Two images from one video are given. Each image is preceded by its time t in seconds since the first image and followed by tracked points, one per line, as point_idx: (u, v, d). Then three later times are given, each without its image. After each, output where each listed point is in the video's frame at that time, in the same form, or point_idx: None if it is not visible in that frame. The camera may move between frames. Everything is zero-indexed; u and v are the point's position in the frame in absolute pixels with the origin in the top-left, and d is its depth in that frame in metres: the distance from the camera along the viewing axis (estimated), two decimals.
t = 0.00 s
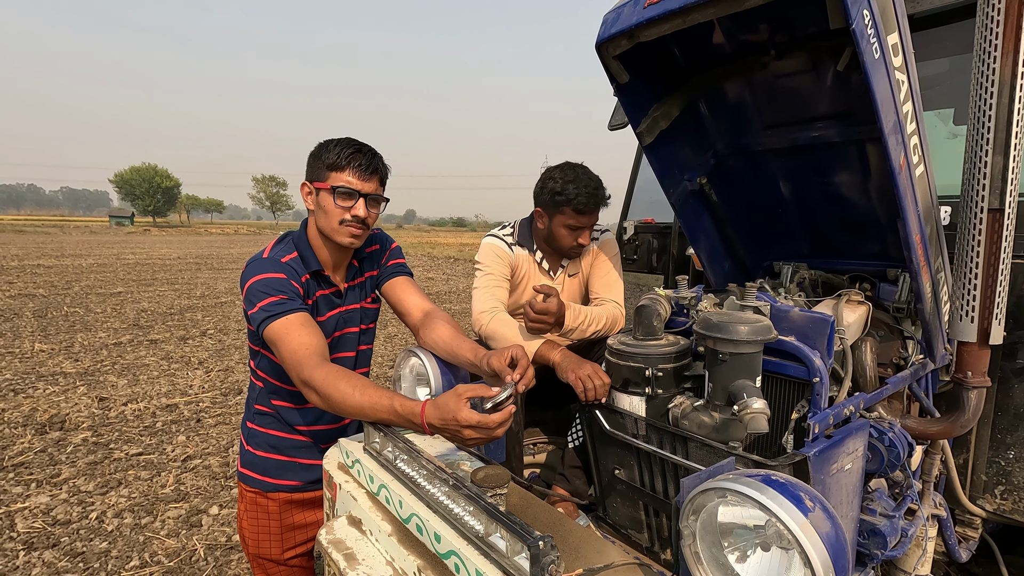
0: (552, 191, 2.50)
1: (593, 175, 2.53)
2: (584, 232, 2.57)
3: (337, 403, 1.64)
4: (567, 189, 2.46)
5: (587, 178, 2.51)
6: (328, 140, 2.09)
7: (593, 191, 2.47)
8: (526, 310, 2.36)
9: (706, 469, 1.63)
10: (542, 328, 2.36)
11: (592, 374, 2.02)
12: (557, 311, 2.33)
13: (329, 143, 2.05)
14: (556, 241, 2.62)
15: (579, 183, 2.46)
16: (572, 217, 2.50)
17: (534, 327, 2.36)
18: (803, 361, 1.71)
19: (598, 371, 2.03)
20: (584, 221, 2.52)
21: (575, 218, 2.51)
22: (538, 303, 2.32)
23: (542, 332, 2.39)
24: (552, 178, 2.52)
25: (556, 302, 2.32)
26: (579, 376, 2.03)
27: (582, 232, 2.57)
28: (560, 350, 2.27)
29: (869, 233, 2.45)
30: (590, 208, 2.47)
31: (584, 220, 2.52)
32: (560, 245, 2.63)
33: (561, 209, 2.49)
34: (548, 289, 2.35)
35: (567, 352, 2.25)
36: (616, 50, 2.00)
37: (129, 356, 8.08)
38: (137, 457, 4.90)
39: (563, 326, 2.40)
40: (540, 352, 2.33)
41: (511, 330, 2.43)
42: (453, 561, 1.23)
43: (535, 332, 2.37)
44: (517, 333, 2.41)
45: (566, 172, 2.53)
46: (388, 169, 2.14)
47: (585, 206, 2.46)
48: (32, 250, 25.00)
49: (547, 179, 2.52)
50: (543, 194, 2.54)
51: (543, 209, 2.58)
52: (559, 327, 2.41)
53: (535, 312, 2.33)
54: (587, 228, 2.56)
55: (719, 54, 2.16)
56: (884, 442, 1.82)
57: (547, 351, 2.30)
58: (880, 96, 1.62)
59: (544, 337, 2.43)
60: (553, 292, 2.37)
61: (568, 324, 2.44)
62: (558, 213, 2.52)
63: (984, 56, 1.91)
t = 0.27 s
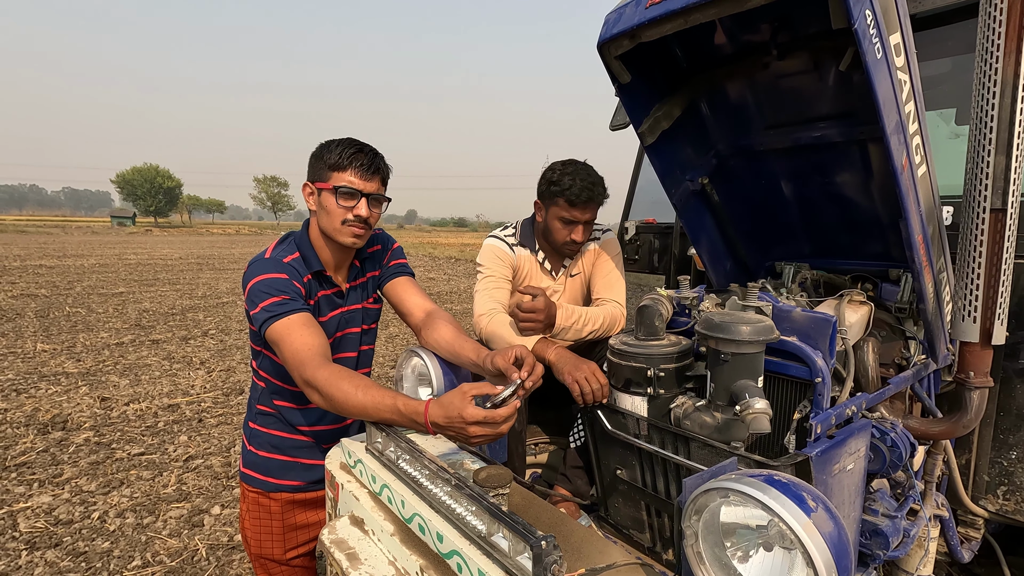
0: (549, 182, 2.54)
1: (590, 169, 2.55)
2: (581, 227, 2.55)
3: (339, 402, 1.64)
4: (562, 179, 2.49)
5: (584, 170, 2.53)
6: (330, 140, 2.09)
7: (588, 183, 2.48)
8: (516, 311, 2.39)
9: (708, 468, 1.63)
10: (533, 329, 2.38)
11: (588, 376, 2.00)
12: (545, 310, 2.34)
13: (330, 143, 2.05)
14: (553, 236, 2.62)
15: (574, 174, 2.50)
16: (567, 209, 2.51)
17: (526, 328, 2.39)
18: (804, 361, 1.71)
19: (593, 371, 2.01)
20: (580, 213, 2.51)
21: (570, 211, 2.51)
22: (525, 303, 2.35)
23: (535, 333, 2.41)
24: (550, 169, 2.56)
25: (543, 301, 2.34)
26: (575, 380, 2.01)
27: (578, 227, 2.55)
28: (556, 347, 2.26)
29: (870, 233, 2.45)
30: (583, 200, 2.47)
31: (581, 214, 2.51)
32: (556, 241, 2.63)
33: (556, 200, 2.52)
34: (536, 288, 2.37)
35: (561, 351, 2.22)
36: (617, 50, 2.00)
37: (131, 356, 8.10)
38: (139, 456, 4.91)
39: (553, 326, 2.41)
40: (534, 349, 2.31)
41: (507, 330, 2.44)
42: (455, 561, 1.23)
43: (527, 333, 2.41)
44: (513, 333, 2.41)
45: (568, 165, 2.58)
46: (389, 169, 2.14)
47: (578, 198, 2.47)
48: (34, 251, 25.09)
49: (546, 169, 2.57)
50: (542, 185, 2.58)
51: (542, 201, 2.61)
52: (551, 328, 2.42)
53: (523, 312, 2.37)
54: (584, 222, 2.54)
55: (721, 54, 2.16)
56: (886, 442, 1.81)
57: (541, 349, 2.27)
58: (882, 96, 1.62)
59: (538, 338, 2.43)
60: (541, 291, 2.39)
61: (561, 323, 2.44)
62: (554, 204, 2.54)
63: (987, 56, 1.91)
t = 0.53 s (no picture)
0: (547, 179, 2.56)
1: (588, 166, 2.57)
2: (577, 221, 2.56)
3: (344, 403, 1.65)
4: (559, 175, 2.51)
5: (581, 167, 2.54)
6: (333, 142, 2.10)
7: (584, 179, 2.49)
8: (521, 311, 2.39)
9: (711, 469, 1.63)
10: (538, 329, 2.39)
11: (595, 378, 2.01)
12: (550, 310, 2.35)
13: (333, 144, 2.05)
14: (551, 232, 2.63)
15: (571, 171, 2.51)
16: (562, 204, 2.52)
17: (531, 328, 2.39)
18: (807, 362, 1.71)
19: (602, 374, 2.03)
20: (575, 208, 2.52)
21: (565, 205, 2.52)
22: (530, 303, 2.35)
23: (540, 334, 2.41)
24: (549, 166, 2.58)
25: (547, 301, 2.35)
26: (582, 378, 2.03)
27: (574, 221, 2.55)
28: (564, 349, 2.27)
29: (873, 234, 2.45)
30: (577, 195, 2.48)
31: (575, 208, 2.52)
32: (554, 238, 2.63)
33: (552, 195, 2.54)
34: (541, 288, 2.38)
35: (570, 352, 2.24)
36: (620, 52, 2.00)
37: (133, 357, 8.11)
38: (141, 457, 4.91)
39: (557, 326, 2.41)
40: (543, 351, 2.32)
41: (512, 330, 2.44)
42: (459, 561, 1.24)
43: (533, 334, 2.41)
44: (518, 334, 2.42)
45: (569, 162, 2.58)
46: (392, 170, 2.14)
47: (573, 193, 2.48)
48: (36, 251, 25.13)
49: (546, 167, 2.59)
50: (541, 182, 2.61)
51: (542, 198, 2.64)
52: (556, 328, 2.42)
53: (527, 312, 2.37)
54: (580, 216, 2.55)
55: (724, 55, 2.16)
56: (889, 443, 1.81)
57: (551, 350, 2.29)
58: (885, 98, 1.62)
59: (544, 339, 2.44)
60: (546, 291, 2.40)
61: (565, 324, 2.45)
62: (551, 200, 2.55)
63: (989, 57, 1.91)
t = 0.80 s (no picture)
0: (546, 176, 2.57)
1: (586, 163, 2.57)
2: (576, 218, 2.55)
3: (345, 402, 1.64)
4: (558, 173, 2.52)
5: (580, 165, 2.54)
6: (335, 141, 2.10)
7: (583, 176, 2.49)
8: (523, 311, 2.39)
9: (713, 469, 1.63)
10: (540, 329, 2.38)
11: (598, 380, 2.01)
12: (551, 310, 2.35)
13: (335, 144, 2.05)
14: (550, 230, 2.63)
15: (570, 168, 2.51)
16: (561, 201, 2.53)
17: (532, 328, 2.38)
18: (809, 362, 1.71)
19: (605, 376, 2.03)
20: (574, 205, 2.53)
21: (564, 203, 2.53)
22: (531, 303, 2.34)
23: (542, 334, 2.41)
24: (549, 164, 2.59)
25: (548, 301, 2.34)
26: (587, 375, 2.02)
27: (573, 218, 2.55)
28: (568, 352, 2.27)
29: (874, 234, 2.44)
30: (575, 192, 2.49)
31: (573, 205, 2.53)
32: (554, 236, 2.63)
33: (551, 193, 2.55)
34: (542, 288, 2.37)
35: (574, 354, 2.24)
36: (621, 51, 2.00)
37: (134, 356, 8.12)
38: (143, 457, 4.92)
39: (559, 326, 2.41)
40: (548, 353, 2.32)
41: (515, 330, 2.45)
42: (461, 561, 1.24)
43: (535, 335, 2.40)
44: (520, 333, 2.42)
45: (569, 160, 2.58)
46: (393, 170, 2.14)
47: (571, 189, 2.49)
48: (38, 251, 25.18)
49: (546, 164, 2.60)
50: (542, 180, 2.62)
51: (541, 196, 2.65)
52: (558, 328, 2.42)
53: (529, 312, 2.36)
54: (578, 213, 2.55)
55: (725, 54, 2.16)
56: (891, 443, 1.81)
57: (557, 353, 2.29)
58: (887, 97, 1.62)
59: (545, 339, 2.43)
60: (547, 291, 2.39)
61: (567, 324, 2.45)
62: (550, 197, 2.56)
63: (991, 56, 1.91)
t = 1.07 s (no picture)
0: (548, 176, 2.59)
1: (587, 162, 2.58)
2: (579, 217, 2.56)
3: (347, 402, 1.65)
4: (559, 173, 2.53)
5: (582, 165, 2.55)
6: (338, 142, 2.11)
7: (584, 175, 2.50)
8: (524, 311, 2.40)
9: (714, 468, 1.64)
10: (541, 329, 2.40)
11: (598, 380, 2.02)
12: (553, 310, 2.36)
13: (338, 144, 2.06)
14: (552, 229, 2.63)
15: (571, 168, 2.53)
16: (563, 201, 2.54)
17: (533, 328, 2.40)
18: (810, 361, 1.72)
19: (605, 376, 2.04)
20: (576, 205, 2.53)
21: (566, 202, 2.54)
22: (532, 303, 2.35)
23: (543, 333, 2.42)
24: (550, 164, 2.60)
25: (550, 301, 2.35)
26: (585, 377, 2.04)
27: (575, 218, 2.56)
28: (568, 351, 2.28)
29: (875, 234, 2.45)
30: (578, 191, 2.50)
31: (576, 204, 2.53)
32: (557, 235, 2.63)
33: (552, 193, 2.57)
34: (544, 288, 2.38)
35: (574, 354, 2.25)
36: (623, 52, 2.01)
37: (136, 356, 8.13)
38: (145, 456, 4.93)
39: (560, 326, 2.42)
40: (547, 352, 2.32)
41: (516, 330, 2.46)
42: (464, 559, 1.25)
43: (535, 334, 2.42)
44: (522, 333, 2.43)
45: (570, 159, 2.59)
46: (396, 170, 2.15)
47: (573, 189, 2.50)
48: (40, 251, 25.23)
49: (547, 165, 2.62)
50: (543, 181, 2.64)
51: (543, 197, 2.66)
52: (559, 328, 2.43)
53: (530, 312, 2.37)
54: (582, 212, 2.55)
55: (727, 55, 2.17)
56: (892, 442, 1.82)
57: (555, 352, 2.30)
58: (888, 97, 1.63)
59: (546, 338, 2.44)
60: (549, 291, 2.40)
61: (568, 324, 2.45)
62: (552, 197, 2.58)
63: (992, 56, 1.91)
